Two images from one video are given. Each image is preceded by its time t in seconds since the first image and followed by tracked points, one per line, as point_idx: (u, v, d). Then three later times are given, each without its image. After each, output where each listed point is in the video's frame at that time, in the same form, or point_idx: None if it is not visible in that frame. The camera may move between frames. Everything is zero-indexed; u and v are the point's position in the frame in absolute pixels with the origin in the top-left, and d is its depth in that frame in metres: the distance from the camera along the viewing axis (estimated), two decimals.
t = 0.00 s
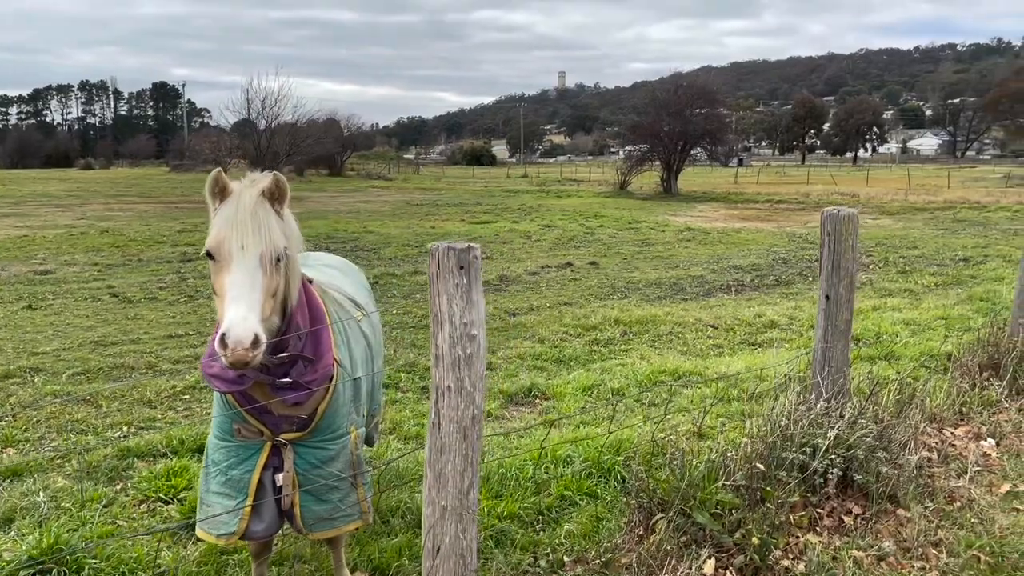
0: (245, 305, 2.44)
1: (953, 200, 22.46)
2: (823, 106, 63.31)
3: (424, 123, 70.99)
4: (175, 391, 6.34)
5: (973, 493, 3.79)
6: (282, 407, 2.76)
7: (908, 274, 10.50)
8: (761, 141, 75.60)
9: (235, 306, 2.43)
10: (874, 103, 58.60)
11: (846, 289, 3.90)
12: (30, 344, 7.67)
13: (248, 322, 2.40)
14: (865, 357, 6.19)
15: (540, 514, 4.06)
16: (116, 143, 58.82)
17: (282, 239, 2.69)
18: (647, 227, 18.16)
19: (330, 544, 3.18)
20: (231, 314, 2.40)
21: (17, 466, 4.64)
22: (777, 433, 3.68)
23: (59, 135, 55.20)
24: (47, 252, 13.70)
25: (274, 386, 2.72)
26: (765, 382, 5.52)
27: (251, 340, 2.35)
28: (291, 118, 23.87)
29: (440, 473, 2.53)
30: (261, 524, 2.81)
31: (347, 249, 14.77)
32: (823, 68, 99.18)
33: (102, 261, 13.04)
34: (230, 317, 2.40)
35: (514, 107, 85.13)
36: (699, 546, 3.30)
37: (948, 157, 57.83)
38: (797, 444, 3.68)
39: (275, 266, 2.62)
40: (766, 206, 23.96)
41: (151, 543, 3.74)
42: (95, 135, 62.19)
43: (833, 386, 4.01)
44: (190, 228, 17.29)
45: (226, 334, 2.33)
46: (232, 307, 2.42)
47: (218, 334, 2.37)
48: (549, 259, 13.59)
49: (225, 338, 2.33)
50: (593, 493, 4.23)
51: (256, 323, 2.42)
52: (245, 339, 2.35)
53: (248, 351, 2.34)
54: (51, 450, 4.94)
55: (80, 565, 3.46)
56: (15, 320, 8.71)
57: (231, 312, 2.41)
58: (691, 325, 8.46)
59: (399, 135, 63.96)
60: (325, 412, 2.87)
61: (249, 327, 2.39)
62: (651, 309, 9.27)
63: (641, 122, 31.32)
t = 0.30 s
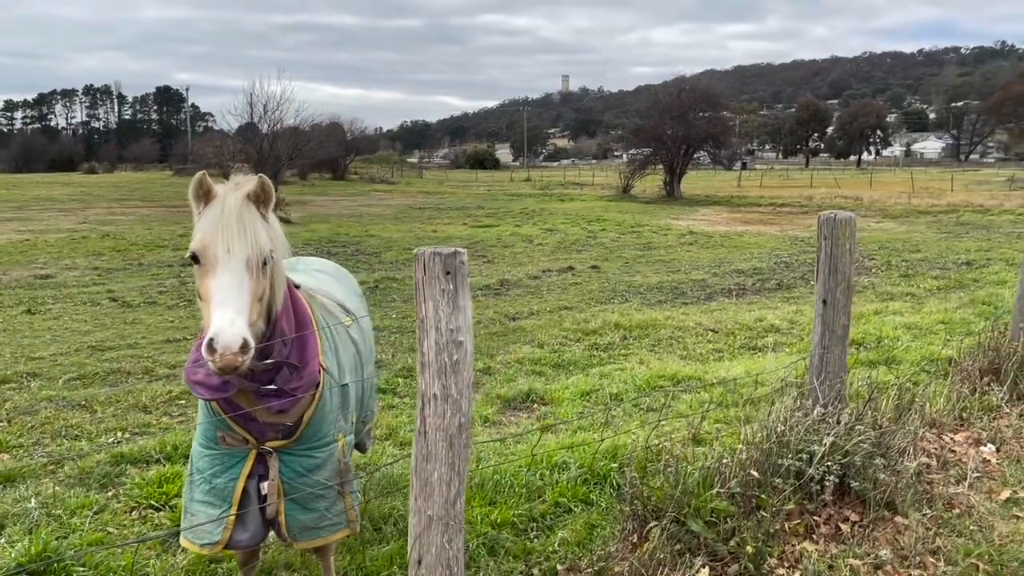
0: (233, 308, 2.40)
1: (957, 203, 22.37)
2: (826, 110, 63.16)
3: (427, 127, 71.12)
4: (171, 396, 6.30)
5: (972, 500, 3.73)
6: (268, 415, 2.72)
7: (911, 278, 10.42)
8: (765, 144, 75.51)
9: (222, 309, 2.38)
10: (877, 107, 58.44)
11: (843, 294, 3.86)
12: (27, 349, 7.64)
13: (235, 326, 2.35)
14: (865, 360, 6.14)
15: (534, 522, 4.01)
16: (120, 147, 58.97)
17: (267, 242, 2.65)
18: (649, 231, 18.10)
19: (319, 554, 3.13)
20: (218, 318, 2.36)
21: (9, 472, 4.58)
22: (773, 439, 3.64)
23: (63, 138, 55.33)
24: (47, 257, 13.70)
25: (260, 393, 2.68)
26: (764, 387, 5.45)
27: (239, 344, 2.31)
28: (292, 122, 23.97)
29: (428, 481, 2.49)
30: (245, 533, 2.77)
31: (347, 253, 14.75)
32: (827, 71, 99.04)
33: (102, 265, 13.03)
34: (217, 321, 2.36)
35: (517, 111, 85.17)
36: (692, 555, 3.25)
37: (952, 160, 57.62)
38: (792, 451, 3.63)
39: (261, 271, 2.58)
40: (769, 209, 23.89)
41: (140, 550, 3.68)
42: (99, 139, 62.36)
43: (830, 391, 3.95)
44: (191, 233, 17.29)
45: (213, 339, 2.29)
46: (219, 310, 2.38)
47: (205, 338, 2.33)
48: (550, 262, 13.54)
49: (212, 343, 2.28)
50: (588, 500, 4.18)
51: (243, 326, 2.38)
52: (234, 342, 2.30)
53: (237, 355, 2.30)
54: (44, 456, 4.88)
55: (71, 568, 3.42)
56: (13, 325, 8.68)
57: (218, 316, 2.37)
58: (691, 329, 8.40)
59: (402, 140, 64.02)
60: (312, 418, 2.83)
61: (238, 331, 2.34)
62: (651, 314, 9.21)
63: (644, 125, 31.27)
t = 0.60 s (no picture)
0: (214, 305, 2.38)
1: (969, 205, 22.15)
2: (838, 111, 62.81)
3: (438, 131, 71.33)
4: (173, 399, 6.29)
5: (977, 508, 3.65)
6: (253, 420, 2.70)
7: (921, 280, 10.30)
8: (776, 147, 75.16)
9: (203, 306, 2.37)
10: (890, 108, 58.02)
11: (844, 298, 3.79)
12: (33, 353, 7.66)
13: (216, 323, 2.34)
14: (871, 364, 6.05)
15: (530, 528, 3.96)
16: (134, 151, 59.47)
17: (251, 240, 2.62)
18: (657, 234, 18.03)
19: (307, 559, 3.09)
20: (199, 315, 2.34)
21: (6, 477, 4.56)
22: (770, 446, 3.57)
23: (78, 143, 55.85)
24: (58, 260, 13.79)
25: (244, 397, 2.65)
26: (768, 391, 5.37)
27: (220, 340, 2.30)
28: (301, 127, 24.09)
29: (411, 489, 2.45)
30: (231, 540, 2.75)
31: (355, 257, 14.78)
32: (839, 72, 98.49)
33: (112, 268, 13.09)
34: (197, 317, 2.34)
35: (528, 113, 85.22)
36: (687, 563, 3.19)
37: (966, 161, 57.14)
38: (791, 458, 3.56)
39: (245, 269, 2.56)
40: (779, 211, 23.75)
41: (133, 556, 3.64)
42: (113, 143, 62.90)
43: (830, 395, 3.88)
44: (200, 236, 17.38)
45: (193, 336, 2.27)
46: (200, 306, 2.36)
47: (185, 335, 2.31)
48: (557, 265, 13.50)
49: (192, 339, 2.27)
50: (585, 506, 4.14)
51: (224, 323, 2.36)
52: (214, 339, 2.29)
53: (217, 352, 2.28)
54: (42, 460, 4.87)
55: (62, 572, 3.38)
56: (20, 328, 8.72)
57: (199, 312, 2.35)
58: (697, 332, 8.33)
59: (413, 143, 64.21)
60: (298, 423, 2.80)
61: (218, 328, 2.32)
62: (657, 317, 9.14)
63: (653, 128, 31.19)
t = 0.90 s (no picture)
0: (192, 301, 2.35)
1: (988, 205, 21.80)
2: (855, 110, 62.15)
3: (452, 131, 71.44)
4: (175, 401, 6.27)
5: (981, 516, 3.53)
6: (233, 424, 2.65)
7: (935, 282, 10.12)
8: (793, 146, 74.51)
9: (180, 302, 2.33)
10: (908, 107, 57.37)
11: (844, 300, 3.69)
12: (40, 354, 7.68)
13: (195, 318, 2.30)
14: (880, 367, 5.92)
15: (523, 534, 3.90)
16: (151, 153, 60.03)
17: (228, 237, 2.59)
18: (669, 234, 17.90)
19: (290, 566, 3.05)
20: (177, 311, 2.30)
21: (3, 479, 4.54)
22: (767, 451, 3.48)
23: (97, 144, 56.47)
24: (71, 261, 13.88)
25: (223, 401, 2.61)
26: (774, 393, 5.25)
27: (198, 335, 2.26)
28: (313, 128, 24.18)
29: (389, 495, 2.40)
30: (210, 547, 2.71)
31: (364, 258, 14.79)
32: (857, 71, 97.52)
33: (123, 269, 13.16)
34: (175, 313, 2.30)
35: (542, 114, 85.11)
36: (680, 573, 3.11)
37: (986, 161, 56.36)
38: (788, 464, 3.47)
39: (223, 265, 2.52)
40: (793, 212, 23.51)
41: (124, 559, 3.61)
42: (131, 144, 63.51)
43: (831, 400, 3.78)
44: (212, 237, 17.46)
45: (171, 331, 2.24)
46: (178, 303, 2.33)
47: (163, 331, 2.27)
48: (566, 266, 13.42)
49: (170, 334, 2.23)
50: (581, 512, 4.07)
51: (203, 318, 2.33)
52: (192, 334, 2.25)
53: (196, 347, 2.24)
54: (41, 463, 4.85)
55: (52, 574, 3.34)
56: (29, 330, 8.76)
57: (177, 308, 2.31)
58: (704, 335, 8.21)
59: (427, 144, 64.36)
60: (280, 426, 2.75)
61: (196, 323, 2.29)
62: (664, 319, 9.03)
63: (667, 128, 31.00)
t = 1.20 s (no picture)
0: (162, 301, 2.34)
1: (1009, 204, 21.39)
2: (876, 108, 61.33)
3: (468, 130, 71.48)
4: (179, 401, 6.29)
5: (984, 523, 3.43)
6: (212, 429, 2.63)
7: (951, 282, 9.92)
8: (812, 144, 73.70)
9: (151, 301, 2.32)
10: (929, 104, 56.53)
11: (843, 303, 3.60)
12: (49, 353, 7.76)
13: (164, 318, 2.29)
14: (889, 369, 5.79)
15: (516, 539, 3.85)
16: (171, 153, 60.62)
17: (202, 237, 2.57)
18: (683, 233, 17.75)
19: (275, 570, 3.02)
20: (146, 310, 2.29)
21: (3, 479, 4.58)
22: (761, 456, 3.41)
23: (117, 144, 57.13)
24: (86, 260, 14.04)
25: (201, 405, 2.59)
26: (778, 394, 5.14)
27: (166, 335, 2.25)
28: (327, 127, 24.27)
29: (364, 503, 2.37)
30: (191, 553, 2.69)
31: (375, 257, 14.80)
32: (878, 67, 96.22)
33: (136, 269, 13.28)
34: (144, 312, 2.29)
35: (559, 112, 84.90)
36: None
37: (1009, 159, 55.38)
38: (782, 469, 3.40)
39: (195, 266, 2.50)
40: (810, 210, 23.22)
41: (115, 561, 3.60)
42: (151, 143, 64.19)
43: (829, 405, 3.69)
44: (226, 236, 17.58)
45: (139, 330, 2.22)
46: (148, 302, 2.32)
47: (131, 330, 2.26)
48: (577, 266, 13.34)
49: (138, 333, 2.22)
50: (575, 516, 4.01)
51: (173, 318, 2.32)
52: (160, 333, 2.24)
53: (164, 347, 2.23)
54: (41, 463, 4.89)
55: None
56: (40, 329, 8.86)
57: (146, 307, 2.30)
58: (711, 336, 8.11)
59: (443, 143, 64.45)
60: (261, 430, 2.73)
61: (165, 323, 2.28)
62: (672, 319, 8.94)
63: (683, 126, 30.75)
